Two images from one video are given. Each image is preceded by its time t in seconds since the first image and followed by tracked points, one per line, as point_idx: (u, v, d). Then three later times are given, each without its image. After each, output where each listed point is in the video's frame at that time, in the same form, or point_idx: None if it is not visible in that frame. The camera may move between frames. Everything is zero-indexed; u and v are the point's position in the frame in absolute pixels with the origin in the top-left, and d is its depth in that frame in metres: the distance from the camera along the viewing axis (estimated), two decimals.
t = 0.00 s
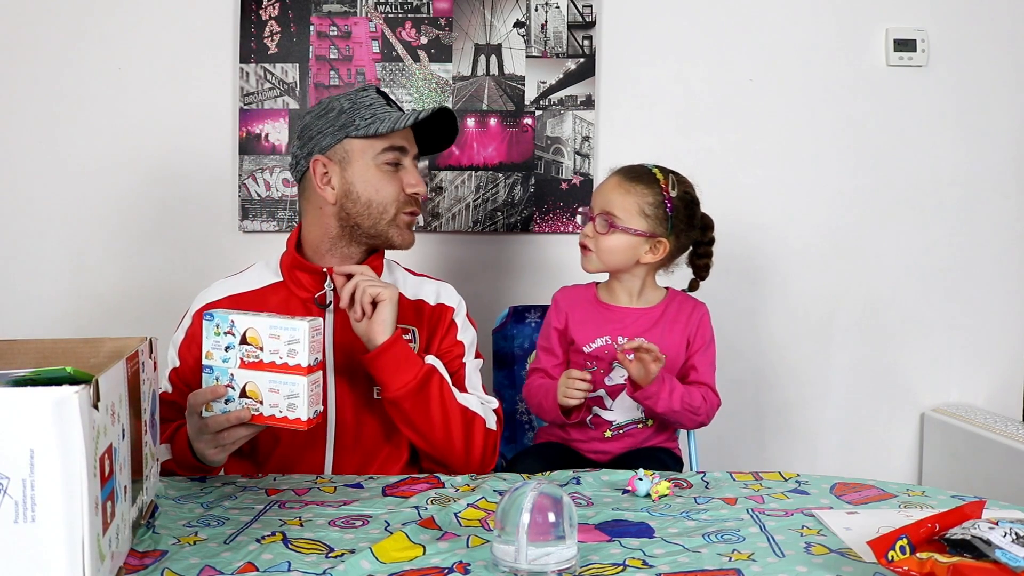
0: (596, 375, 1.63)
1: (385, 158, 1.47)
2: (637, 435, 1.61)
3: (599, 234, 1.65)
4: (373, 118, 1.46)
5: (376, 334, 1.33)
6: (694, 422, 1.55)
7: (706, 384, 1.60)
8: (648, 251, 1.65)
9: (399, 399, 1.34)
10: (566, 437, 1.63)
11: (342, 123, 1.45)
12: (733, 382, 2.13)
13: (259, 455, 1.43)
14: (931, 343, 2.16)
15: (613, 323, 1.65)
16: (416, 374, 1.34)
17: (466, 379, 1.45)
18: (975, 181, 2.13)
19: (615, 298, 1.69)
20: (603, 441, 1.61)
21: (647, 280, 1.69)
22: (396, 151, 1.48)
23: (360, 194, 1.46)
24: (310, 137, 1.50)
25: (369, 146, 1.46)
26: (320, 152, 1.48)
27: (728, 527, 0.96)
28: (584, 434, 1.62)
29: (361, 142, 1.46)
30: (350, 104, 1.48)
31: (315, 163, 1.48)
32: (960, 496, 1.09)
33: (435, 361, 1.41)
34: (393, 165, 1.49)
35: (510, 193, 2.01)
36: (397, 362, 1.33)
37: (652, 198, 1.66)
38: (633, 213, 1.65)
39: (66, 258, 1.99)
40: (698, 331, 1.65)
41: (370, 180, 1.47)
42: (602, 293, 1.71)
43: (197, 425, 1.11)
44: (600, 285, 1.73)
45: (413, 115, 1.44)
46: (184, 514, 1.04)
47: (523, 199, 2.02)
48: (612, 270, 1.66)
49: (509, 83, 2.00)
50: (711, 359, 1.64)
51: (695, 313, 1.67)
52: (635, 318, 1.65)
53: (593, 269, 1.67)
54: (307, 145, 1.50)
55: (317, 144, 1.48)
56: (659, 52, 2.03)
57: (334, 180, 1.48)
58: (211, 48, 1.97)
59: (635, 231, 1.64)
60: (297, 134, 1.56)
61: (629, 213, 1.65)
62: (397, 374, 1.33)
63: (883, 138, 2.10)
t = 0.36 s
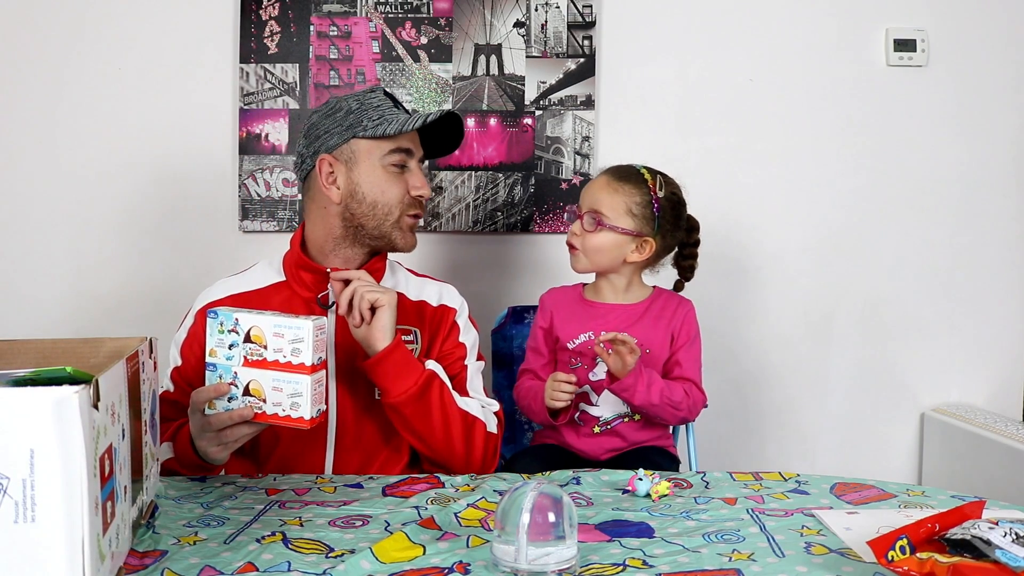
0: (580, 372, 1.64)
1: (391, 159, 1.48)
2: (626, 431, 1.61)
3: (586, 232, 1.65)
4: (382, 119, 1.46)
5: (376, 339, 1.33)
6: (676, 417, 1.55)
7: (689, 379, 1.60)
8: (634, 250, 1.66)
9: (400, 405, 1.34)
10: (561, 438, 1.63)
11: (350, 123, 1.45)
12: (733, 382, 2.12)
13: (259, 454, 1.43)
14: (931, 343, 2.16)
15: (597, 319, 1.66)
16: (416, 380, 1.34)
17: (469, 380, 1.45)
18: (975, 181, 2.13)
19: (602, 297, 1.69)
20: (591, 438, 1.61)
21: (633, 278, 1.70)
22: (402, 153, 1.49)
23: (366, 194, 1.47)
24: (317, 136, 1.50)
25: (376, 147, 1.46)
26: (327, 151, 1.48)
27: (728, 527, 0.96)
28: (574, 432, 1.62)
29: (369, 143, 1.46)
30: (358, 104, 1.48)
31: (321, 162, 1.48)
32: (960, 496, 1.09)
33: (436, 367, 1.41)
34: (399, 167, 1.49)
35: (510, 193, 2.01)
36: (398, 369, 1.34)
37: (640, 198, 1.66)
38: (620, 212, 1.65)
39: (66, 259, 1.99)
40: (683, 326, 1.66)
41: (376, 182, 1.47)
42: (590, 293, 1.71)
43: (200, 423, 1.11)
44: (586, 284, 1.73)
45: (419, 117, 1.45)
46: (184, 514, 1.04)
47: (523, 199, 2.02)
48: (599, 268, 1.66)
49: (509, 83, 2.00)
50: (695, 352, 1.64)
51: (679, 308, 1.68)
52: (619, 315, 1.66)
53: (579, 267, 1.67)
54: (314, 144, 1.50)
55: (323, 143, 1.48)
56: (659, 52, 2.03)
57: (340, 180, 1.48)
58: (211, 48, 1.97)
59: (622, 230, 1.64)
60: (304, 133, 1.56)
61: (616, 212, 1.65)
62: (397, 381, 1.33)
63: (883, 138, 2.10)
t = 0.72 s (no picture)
0: (580, 370, 1.64)
1: (391, 159, 1.48)
2: (626, 430, 1.61)
3: (588, 235, 1.65)
4: (382, 119, 1.46)
5: (376, 340, 1.33)
6: (676, 416, 1.55)
7: (689, 379, 1.60)
8: (636, 254, 1.66)
9: (402, 406, 1.34)
10: (561, 438, 1.63)
11: (350, 123, 1.45)
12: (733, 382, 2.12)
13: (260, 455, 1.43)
14: (931, 343, 2.16)
15: (598, 318, 1.66)
16: (418, 381, 1.34)
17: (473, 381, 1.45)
18: (975, 181, 2.13)
19: (602, 298, 1.69)
20: (591, 437, 1.61)
21: (634, 279, 1.70)
22: (402, 152, 1.48)
23: (366, 194, 1.47)
24: (318, 136, 1.50)
25: (376, 147, 1.46)
26: (327, 151, 1.48)
27: (728, 527, 0.96)
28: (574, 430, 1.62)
29: (369, 143, 1.46)
30: (358, 104, 1.48)
31: (321, 162, 1.48)
32: (960, 497, 1.09)
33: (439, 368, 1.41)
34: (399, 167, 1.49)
35: (510, 193, 2.01)
36: (400, 369, 1.34)
37: (642, 202, 1.66)
38: (622, 215, 1.65)
39: (66, 259, 1.99)
40: (683, 326, 1.66)
41: (376, 182, 1.47)
42: (589, 293, 1.71)
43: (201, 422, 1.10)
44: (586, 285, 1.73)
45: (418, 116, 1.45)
46: (184, 514, 1.04)
47: (523, 198, 2.02)
48: (599, 271, 1.67)
49: (509, 83, 2.00)
50: (696, 352, 1.64)
51: (680, 308, 1.68)
52: (620, 315, 1.66)
53: (579, 269, 1.67)
54: (314, 143, 1.50)
55: (324, 142, 1.48)
56: (659, 52, 2.03)
57: (340, 180, 1.48)
58: (211, 48, 1.97)
59: (624, 234, 1.64)
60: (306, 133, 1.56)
61: (618, 216, 1.65)
62: (400, 381, 1.33)
63: (883, 138, 2.10)
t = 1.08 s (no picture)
0: (580, 372, 1.64)
1: (347, 172, 1.40)
2: (626, 431, 1.61)
3: (590, 236, 1.64)
4: (341, 129, 1.38)
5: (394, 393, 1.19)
6: (677, 417, 1.55)
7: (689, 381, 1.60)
8: (638, 255, 1.66)
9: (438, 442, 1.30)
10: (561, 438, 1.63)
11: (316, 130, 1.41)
12: (733, 382, 2.12)
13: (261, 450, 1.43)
14: (931, 343, 2.16)
15: (599, 319, 1.66)
16: (451, 423, 1.29)
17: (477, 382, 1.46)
18: (975, 181, 2.13)
19: (604, 298, 1.69)
20: (591, 437, 1.61)
21: (635, 279, 1.70)
22: (357, 166, 1.39)
23: (317, 202, 1.43)
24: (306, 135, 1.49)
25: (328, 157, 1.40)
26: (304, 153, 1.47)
27: (728, 527, 0.96)
28: (574, 431, 1.62)
29: (325, 153, 1.40)
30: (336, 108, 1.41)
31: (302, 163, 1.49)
32: (960, 496, 1.09)
33: (473, 403, 1.34)
34: (358, 180, 1.40)
35: (510, 193, 2.01)
36: (438, 412, 1.28)
37: (644, 204, 1.66)
38: (625, 217, 1.65)
39: (66, 259, 1.99)
40: (684, 327, 1.66)
41: (328, 193, 1.41)
42: (590, 292, 1.72)
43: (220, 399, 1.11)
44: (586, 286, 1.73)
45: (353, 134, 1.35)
46: (183, 514, 1.04)
47: (523, 199, 2.02)
48: (601, 270, 1.67)
49: (509, 83, 2.00)
50: (696, 353, 1.64)
51: (681, 308, 1.68)
52: (620, 315, 1.66)
53: (581, 268, 1.67)
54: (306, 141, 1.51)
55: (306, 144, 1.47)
56: (659, 52, 2.03)
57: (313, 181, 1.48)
58: (211, 48, 1.97)
59: (626, 236, 1.64)
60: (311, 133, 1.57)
61: (621, 217, 1.65)
62: (437, 423, 1.28)
63: (883, 138, 2.10)
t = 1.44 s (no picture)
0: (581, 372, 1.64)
1: (344, 175, 1.43)
2: (625, 432, 1.61)
3: (597, 239, 1.64)
4: (338, 131, 1.41)
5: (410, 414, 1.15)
6: (677, 419, 1.55)
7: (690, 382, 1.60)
8: (643, 256, 1.67)
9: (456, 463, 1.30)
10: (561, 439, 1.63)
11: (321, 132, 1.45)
12: (732, 382, 2.12)
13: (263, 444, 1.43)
14: (931, 343, 2.16)
15: (600, 320, 1.66)
16: (473, 447, 1.30)
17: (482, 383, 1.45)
18: (975, 182, 2.13)
19: (605, 299, 1.69)
20: (591, 439, 1.61)
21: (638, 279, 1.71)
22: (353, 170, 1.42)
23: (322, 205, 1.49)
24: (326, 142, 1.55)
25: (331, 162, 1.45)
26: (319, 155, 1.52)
27: (728, 527, 0.96)
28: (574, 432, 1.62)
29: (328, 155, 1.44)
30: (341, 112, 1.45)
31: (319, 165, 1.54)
32: (960, 497, 1.09)
33: (492, 427, 1.34)
34: (355, 183, 1.43)
35: (510, 193, 2.01)
36: (462, 436, 1.28)
37: (649, 205, 1.67)
38: (631, 219, 1.65)
39: (65, 259, 1.99)
40: (684, 328, 1.66)
41: (328, 194, 1.46)
42: (591, 293, 1.71)
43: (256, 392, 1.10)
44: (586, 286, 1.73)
45: (347, 134, 1.38)
46: (184, 514, 1.04)
47: (523, 199, 2.01)
48: (607, 273, 1.66)
49: (509, 83, 2.00)
50: (696, 355, 1.64)
51: (682, 309, 1.68)
52: (620, 316, 1.66)
53: (587, 271, 1.66)
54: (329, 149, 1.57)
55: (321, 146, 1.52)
56: (659, 52, 2.03)
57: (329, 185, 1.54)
58: (210, 48, 1.97)
59: (633, 238, 1.64)
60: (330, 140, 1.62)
61: (627, 219, 1.65)
62: (459, 444, 1.29)
63: (883, 138, 2.10)
